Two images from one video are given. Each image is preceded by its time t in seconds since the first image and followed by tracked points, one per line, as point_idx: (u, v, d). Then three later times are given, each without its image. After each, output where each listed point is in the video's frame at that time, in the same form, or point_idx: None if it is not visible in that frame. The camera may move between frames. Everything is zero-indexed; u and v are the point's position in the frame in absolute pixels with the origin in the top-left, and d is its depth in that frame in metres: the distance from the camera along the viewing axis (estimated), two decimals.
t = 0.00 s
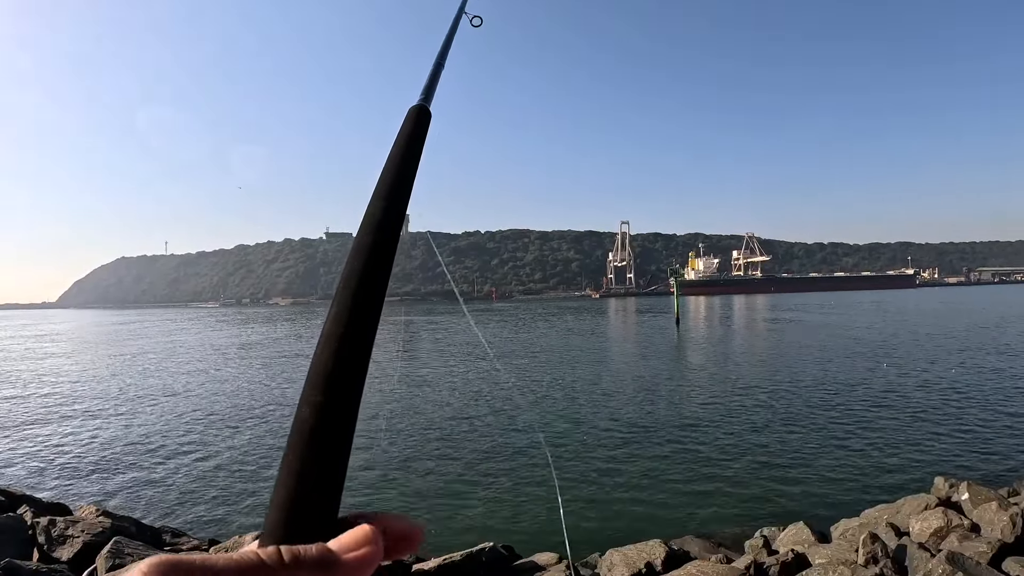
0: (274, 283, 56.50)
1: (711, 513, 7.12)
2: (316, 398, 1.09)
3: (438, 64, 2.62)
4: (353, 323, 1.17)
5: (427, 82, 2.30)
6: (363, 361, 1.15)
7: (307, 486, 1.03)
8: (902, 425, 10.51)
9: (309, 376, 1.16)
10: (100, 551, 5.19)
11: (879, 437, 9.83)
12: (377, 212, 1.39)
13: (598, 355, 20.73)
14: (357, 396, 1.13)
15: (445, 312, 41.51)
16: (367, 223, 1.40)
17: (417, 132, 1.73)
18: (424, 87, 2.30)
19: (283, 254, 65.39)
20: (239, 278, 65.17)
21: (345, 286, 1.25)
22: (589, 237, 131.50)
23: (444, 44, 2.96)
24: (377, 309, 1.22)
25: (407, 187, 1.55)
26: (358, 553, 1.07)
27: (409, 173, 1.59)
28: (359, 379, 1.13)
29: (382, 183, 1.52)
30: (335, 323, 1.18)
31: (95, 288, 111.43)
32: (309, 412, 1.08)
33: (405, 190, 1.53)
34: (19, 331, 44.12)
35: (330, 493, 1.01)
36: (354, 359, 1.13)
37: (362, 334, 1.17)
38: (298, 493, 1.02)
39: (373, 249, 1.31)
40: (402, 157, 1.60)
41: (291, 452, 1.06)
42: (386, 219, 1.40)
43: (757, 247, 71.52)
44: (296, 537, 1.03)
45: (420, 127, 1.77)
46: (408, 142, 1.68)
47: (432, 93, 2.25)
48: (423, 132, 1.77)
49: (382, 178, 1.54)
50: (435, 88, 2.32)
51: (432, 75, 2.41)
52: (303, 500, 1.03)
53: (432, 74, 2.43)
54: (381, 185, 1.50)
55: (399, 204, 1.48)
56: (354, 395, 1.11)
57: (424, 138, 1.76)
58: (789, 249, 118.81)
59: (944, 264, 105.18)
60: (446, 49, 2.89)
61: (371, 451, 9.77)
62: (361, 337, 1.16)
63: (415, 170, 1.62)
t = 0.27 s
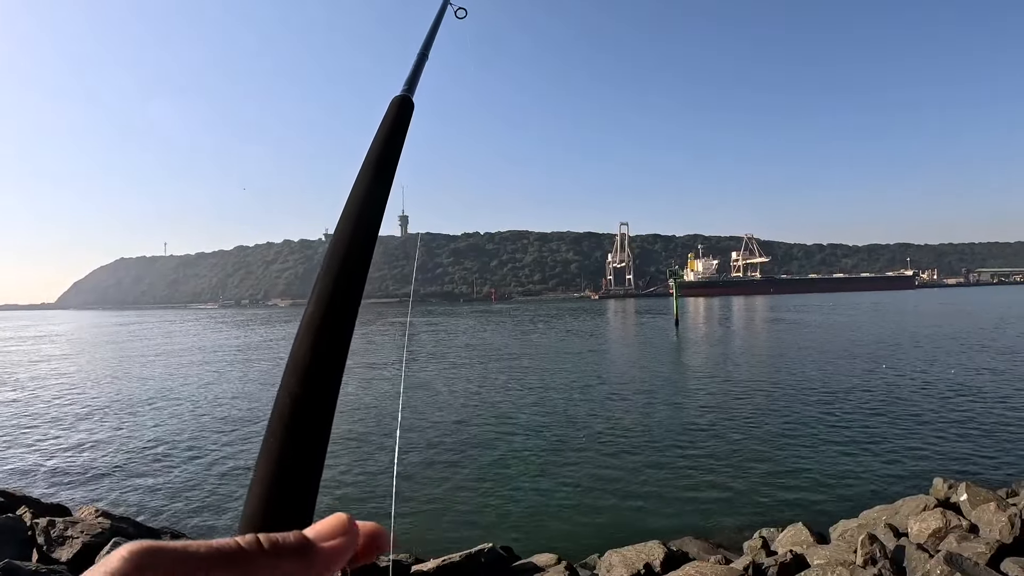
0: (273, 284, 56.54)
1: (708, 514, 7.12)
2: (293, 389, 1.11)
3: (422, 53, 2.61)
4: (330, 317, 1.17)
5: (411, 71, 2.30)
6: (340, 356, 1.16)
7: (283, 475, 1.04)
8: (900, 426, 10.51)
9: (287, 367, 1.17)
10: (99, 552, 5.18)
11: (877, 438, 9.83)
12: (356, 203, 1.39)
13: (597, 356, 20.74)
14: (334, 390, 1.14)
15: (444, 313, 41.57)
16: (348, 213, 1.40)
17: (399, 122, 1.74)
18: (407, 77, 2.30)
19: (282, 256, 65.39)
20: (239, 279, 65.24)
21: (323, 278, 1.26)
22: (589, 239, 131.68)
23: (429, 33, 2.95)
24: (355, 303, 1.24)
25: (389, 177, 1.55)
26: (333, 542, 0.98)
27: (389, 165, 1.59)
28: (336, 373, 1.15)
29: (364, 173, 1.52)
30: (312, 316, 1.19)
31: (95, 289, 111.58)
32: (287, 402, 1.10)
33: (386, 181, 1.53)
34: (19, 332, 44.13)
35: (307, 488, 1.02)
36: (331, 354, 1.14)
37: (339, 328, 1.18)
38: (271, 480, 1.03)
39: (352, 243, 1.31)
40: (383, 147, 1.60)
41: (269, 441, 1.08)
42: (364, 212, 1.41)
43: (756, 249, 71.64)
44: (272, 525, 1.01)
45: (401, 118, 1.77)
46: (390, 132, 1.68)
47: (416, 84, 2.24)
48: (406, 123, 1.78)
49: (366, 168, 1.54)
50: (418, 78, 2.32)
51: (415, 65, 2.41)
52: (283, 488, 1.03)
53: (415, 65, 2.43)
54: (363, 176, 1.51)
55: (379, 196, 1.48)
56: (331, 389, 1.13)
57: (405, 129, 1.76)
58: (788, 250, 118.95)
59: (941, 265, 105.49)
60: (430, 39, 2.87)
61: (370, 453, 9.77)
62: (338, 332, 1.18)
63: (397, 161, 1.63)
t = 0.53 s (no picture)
0: (273, 285, 56.60)
1: (707, 515, 7.13)
2: (293, 385, 1.11)
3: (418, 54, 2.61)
4: (329, 315, 1.18)
5: (408, 72, 2.31)
6: (338, 354, 1.17)
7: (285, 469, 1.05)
8: (898, 427, 10.52)
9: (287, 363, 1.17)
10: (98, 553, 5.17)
11: (875, 439, 9.84)
12: (356, 203, 1.40)
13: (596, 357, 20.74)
14: (333, 387, 1.16)
15: (443, 314, 41.58)
16: (346, 210, 1.41)
17: (396, 121, 1.74)
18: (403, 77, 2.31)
19: (281, 257, 65.24)
20: (238, 279, 65.11)
21: (321, 276, 1.26)
22: (588, 239, 131.62)
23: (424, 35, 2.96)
24: (353, 302, 1.24)
25: (385, 176, 1.56)
26: (316, 502, 0.87)
27: (386, 164, 1.59)
28: (334, 370, 1.16)
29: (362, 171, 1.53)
30: (312, 313, 1.19)
31: (93, 290, 111.41)
32: (286, 396, 1.10)
33: (383, 179, 1.54)
34: (18, 332, 44.15)
35: (306, 481, 1.04)
36: (329, 351, 1.15)
37: (338, 326, 1.18)
38: (270, 472, 1.02)
39: (350, 243, 1.32)
40: (381, 145, 1.61)
41: (268, 433, 1.08)
42: (362, 212, 1.41)
43: (755, 250, 71.66)
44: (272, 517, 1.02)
45: (398, 118, 1.77)
46: (388, 130, 1.69)
47: (411, 85, 2.24)
48: (402, 123, 1.78)
49: (362, 166, 1.55)
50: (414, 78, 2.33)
51: (411, 66, 2.42)
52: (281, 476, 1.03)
53: (411, 66, 2.43)
54: (361, 174, 1.51)
55: (377, 196, 1.48)
56: (330, 387, 1.14)
57: (402, 129, 1.77)
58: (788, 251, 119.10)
59: (940, 265, 105.55)
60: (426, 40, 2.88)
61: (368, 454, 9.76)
62: (337, 330, 1.18)
63: (394, 160, 1.63)
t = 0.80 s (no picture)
0: (271, 286, 56.26)
1: (707, 516, 7.12)
2: (295, 389, 1.08)
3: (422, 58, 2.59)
4: (336, 315, 1.15)
5: (412, 75, 2.28)
6: (344, 354, 1.13)
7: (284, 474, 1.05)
8: (899, 428, 10.50)
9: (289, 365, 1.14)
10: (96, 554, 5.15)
11: (875, 440, 9.83)
12: (363, 204, 1.37)
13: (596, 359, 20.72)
14: (337, 391, 1.12)
15: (443, 315, 41.49)
16: (353, 210, 1.38)
17: (402, 121, 1.71)
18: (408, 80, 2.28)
19: (280, 258, 65.10)
20: (237, 280, 64.96)
21: (326, 278, 1.22)
22: (587, 241, 131.49)
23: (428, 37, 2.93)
24: (360, 303, 1.20)
25: (392, 174, 1.52)
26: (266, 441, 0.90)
27: (394, 162, 1.55)
28: (340, 371, 1.13)
29: (367, 170, 1.49)
30: (317, 315, 1.16)
31: (93, 292, 111.27)
32: (291, 399, 1.07)
33: (390, 178, 1.50)
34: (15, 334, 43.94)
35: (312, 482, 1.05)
36: (335, 354, 1.12)
37: (344, 326, 1.15)
38: (258, 470, 1.04)
39: (357, 242, 1.28)
40: (388, 144, 1.57)
41: (261, 438, 1.09)
42: (369, 212, 1.37)
43: (755, 251, 71.64)
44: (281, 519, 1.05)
45: (403, 119, 1.73)
46: (394, 129, 1.65)
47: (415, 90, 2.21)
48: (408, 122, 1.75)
49: (368, 165, 1.51)
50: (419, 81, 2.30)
51: (415, 69, 2.39)
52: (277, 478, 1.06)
53: (414, 72, 2.40)
54: (367, 173, 1.48)
55: (382, 194, 1.44)
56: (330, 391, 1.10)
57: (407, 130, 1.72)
58: (787, 252, 119.05)
59: (939, 266, 105.54)
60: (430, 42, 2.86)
61: (368, 455, 9.75)
62: (343, 330, 1.15)
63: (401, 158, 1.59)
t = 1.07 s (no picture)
0: (270, 286, 56.23)
1: (706, 517, 7.12)
2: (294, 391, 1.07)
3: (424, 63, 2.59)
4: (336, 316, 1.14)
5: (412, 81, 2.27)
6: (344, 354, 1.13)
7: (276, 479, 1.08)
8: (898, 428, 10.51)
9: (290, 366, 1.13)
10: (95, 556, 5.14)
11: (875, 441, 9.83)
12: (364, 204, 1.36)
13: (595, 360, 20.71)
14: (337, 390, 1.11)
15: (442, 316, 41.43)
16: (355, 211, 1.37)
17: (403, 124, 1.71)
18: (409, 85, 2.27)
19: (280, 259, 64.97)
20: (236, 281, 64.83)
21: (327, 279, 1.21)
22: (586, 242, 131.36)
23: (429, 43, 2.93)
24: (361, 304, 1.20)
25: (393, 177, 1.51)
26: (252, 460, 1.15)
27: (395, 166, 1.55)
28: (340, 371, 1.12)
29: (369, 171, 1.48)
30: (317, 317, 1.15)
31: (92, 293, 111.05)
32: (291, 399, 1.07)
33: (391, 181, 1.49)
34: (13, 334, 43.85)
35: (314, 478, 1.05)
36: (335, 355, 1.11)
37: (344, 327, 1.14)
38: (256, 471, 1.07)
39: (357, 244, 1.28)
40: (389, 146, 1.57)
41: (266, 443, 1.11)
42: (371, 214, 1.36)
43: (755, 252, 71.66)
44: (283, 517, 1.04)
45: (404, 123, 1.72)
46: (396, 132, 1.65)
47: (415, 97, 2.20)
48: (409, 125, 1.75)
49: (369, 167, 1.50)
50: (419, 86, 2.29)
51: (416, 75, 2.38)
52: (269, 481, 1.11)
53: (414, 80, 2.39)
54: (368, 174, 1.47)
55: (382, 197, 1.43)
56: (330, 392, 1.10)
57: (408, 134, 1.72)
58: (787, 253, 119.08)
59: (938, 267, 105.65)
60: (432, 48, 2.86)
61: (367, 456, 9.74)
62: (343, 330, 1.14)
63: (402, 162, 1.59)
